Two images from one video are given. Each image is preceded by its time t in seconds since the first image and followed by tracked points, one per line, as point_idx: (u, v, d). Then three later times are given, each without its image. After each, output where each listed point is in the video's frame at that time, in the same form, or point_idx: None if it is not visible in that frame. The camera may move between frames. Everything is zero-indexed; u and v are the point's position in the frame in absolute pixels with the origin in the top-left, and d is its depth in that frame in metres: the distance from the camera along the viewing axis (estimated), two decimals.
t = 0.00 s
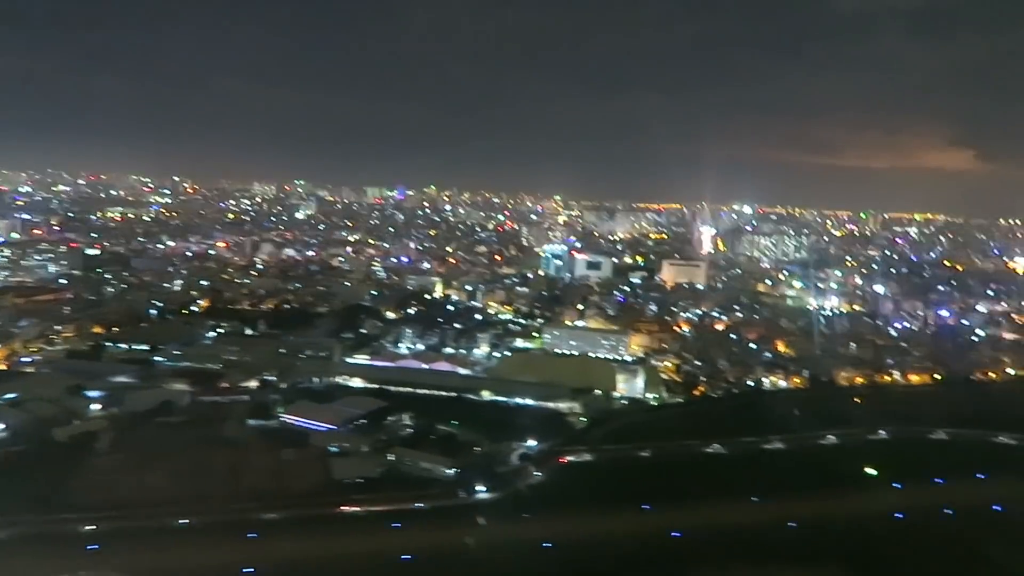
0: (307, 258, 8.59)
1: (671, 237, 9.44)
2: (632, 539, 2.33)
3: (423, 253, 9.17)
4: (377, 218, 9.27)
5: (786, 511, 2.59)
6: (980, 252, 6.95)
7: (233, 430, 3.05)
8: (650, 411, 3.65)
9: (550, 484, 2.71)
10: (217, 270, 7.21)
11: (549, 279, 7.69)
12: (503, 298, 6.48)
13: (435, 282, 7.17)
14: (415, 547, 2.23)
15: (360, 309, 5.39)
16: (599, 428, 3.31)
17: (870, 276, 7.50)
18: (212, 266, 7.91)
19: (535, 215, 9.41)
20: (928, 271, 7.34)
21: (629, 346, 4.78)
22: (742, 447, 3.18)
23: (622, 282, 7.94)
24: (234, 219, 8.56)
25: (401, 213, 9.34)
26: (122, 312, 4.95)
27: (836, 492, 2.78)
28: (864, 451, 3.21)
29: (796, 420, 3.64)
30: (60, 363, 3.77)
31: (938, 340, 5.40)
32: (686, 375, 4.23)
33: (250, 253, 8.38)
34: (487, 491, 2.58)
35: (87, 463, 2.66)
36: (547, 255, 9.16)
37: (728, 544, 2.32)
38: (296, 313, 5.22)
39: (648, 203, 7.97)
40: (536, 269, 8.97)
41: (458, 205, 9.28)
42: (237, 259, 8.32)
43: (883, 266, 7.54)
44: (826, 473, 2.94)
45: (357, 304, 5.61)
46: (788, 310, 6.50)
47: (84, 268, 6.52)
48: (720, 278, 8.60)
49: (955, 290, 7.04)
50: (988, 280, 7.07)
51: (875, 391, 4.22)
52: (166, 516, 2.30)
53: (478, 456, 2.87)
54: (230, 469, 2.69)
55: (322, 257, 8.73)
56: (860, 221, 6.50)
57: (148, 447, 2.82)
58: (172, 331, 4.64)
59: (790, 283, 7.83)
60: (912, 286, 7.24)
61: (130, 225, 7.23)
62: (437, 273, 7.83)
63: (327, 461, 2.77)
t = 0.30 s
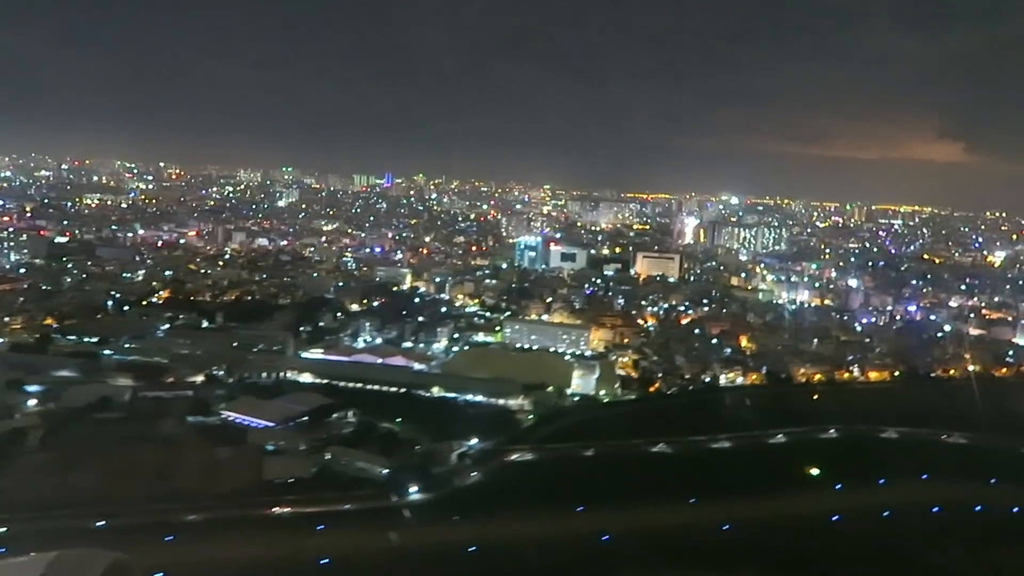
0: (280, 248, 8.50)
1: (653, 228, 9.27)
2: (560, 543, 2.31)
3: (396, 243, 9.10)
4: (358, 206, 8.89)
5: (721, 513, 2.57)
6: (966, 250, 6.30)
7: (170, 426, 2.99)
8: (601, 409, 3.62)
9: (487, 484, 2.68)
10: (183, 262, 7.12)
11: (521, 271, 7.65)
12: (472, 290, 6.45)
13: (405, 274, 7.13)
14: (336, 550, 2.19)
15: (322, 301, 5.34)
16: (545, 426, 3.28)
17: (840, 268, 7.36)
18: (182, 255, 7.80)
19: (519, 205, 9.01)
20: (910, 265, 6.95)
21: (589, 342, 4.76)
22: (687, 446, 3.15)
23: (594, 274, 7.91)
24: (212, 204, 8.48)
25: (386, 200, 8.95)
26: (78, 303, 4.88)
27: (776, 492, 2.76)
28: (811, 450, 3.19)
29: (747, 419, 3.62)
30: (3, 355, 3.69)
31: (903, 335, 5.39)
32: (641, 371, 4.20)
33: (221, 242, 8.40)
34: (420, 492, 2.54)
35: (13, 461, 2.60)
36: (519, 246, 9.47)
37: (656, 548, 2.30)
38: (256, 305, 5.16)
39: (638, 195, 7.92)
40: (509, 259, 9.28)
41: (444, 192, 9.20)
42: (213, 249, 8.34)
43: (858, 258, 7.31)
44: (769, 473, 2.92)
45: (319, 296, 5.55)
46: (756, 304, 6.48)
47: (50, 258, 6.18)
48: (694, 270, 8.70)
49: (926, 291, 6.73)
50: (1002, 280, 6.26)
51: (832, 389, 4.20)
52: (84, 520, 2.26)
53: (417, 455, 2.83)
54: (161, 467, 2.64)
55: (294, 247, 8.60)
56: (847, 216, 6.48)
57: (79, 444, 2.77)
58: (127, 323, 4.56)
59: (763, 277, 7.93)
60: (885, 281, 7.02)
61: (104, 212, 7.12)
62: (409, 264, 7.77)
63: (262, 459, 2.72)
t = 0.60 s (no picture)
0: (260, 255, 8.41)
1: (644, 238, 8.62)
2: (494, 567, 2.26)
3: (377, 250, 9.03)
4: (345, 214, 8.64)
5: (665, 536, 2.52)
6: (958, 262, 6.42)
7: (112, 439, 2.92)
8: (560, 425, 3.56)
9: (429, 503, 2.63)
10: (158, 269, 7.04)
11: (501, 281, 7.59)
12: (447, 300, 6.38)
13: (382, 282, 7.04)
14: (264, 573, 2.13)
15: (291, 311, 5.28)
16: (499, 442, 3.23)
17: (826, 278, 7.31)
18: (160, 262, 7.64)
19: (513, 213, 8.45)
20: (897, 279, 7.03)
21: (557, 354, 4.72)
22: (641, 464, 3.10)
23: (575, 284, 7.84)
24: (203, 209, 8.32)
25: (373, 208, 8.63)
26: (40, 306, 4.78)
27: (725, 514, 2.71)
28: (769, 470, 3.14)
29: (708, 437, 3.57)
30: None
31: (878, 350, 5.35)
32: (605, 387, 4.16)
33: (202, 247, 8.23)
34: (358, 511, 2.49)
35: None
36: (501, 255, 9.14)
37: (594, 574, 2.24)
38: (222, 314, 5.08)
39: (633, 205, 7.58)
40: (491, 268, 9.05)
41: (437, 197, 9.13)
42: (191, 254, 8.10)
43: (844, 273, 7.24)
44: (720, 494, 2.87)
45: (289, 304, 5.47)
46: (735, 317, 6.42)
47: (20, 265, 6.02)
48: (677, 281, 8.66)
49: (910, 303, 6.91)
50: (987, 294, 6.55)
51: (799, 406, 4.15)
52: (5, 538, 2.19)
53: (361, 472, 2.78)
54: (95, 483, 2.58)
55: (276, 254, 8.60)
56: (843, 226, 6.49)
57: (13, 457, 2.69)
58: (87, 331, 4.48)
59: (747, 288, 7.89)
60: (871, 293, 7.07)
61: (90, 215, 6.88)
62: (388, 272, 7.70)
63: (200, 475, 2.67)
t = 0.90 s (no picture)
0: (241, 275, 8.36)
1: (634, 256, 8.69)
2: None
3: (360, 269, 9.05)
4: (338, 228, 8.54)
5: (612, 570, 2.46)
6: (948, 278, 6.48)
7: (52, 466, 2.85)
8: (519, 451, 3.50)
9: (371, 535, 2.57)
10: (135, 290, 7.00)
11: (481, 301, 7.56)
12: (422, 322, 6.33)
13: (359, 303, 6.99)
14: None
15: (261, 334, 5.22)
16: (453, 470, 3.17)
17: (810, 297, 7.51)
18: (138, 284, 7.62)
19: (505, 231, 8.41)
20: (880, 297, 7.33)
21: (525, 377, 4.65)
22: (595, 492, 3.04)
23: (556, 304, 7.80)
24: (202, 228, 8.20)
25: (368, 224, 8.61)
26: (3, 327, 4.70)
27: (675, 544, 2.65)
28: (727, 497, 3.08)
29: (670, 464, 3.51)
30: None
31: (854, 371, 5.30)
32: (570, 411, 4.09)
33: (182, 268, 8.28)
34: (294, 543, 2.43)
35: None
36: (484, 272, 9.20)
37: None
38: (189, 337, 5.03)
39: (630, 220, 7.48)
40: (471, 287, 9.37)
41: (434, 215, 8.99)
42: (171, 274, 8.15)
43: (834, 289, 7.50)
44: (673, 523, 2.81)
45: (260, 327, 5.42)
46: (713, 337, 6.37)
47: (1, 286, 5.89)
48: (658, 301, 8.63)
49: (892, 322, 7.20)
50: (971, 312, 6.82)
51: (768, 429, 4.09)
52: None
53: (305, 502, 2.72)
54: (28, 511, 2.51)
55: (256, 274, 8.58)
56: (837, 242, 6.48)
57: None
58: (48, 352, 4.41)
59: (728, 307, 7.86)
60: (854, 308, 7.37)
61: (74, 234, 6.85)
62: (367, 292, 7.66)
63: (138, 505, 2.60)
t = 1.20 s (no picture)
0: (229, 290, 8.31)
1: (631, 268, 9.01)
2: None
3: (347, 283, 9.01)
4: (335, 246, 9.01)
5: None
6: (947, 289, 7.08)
7: None
8: (483, 471, 3.44)
9: (317, 560, 2.50)
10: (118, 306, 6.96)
11: (465, 315, 7.53)
12: (404, 337, 6.30)
13: (342, 316, 6.97)
14: None
15: (237, 350, 5.19)
16: (411, 492, 3.11)
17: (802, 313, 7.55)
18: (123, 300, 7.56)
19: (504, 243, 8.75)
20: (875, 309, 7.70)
21: (499, 394, 4.60)
22: (555, 514, 2.98)
23: (541, 318, 7.76)
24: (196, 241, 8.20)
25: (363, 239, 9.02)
26: None
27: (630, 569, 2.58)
28: (690, 518, 3.01)
29: (637, 484, 3.45)
30: None
31: (836, 387, 5.25)
32: (541, 430, 4.03)
33: (170, 283, 8.05)
34: (235, 570, 2.36)
35: None
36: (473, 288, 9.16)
37: None
38: (163, 354, 4.99)
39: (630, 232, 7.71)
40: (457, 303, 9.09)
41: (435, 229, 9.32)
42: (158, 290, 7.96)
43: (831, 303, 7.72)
44: (631, 547, 2.74)
45: (236, 344, 5.38)
46: (696, 351, 6.32)
47: None
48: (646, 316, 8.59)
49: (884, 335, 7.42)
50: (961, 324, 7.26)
51: (742, 447, 4.02)
52: None
53: (253, 527, 2.66)
54: None
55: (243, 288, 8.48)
56: (838, 254, 6.80)
57: None
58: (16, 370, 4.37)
59: (715, 321, 7.83)
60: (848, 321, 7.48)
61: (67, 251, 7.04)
62: (352, 306, 7.64)
63: (80, 531, 2.54)
